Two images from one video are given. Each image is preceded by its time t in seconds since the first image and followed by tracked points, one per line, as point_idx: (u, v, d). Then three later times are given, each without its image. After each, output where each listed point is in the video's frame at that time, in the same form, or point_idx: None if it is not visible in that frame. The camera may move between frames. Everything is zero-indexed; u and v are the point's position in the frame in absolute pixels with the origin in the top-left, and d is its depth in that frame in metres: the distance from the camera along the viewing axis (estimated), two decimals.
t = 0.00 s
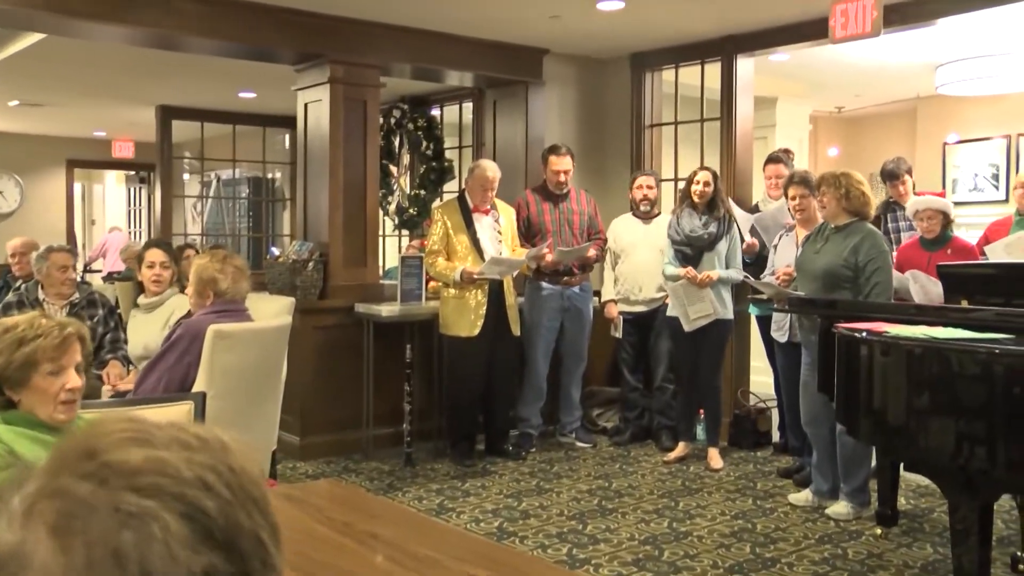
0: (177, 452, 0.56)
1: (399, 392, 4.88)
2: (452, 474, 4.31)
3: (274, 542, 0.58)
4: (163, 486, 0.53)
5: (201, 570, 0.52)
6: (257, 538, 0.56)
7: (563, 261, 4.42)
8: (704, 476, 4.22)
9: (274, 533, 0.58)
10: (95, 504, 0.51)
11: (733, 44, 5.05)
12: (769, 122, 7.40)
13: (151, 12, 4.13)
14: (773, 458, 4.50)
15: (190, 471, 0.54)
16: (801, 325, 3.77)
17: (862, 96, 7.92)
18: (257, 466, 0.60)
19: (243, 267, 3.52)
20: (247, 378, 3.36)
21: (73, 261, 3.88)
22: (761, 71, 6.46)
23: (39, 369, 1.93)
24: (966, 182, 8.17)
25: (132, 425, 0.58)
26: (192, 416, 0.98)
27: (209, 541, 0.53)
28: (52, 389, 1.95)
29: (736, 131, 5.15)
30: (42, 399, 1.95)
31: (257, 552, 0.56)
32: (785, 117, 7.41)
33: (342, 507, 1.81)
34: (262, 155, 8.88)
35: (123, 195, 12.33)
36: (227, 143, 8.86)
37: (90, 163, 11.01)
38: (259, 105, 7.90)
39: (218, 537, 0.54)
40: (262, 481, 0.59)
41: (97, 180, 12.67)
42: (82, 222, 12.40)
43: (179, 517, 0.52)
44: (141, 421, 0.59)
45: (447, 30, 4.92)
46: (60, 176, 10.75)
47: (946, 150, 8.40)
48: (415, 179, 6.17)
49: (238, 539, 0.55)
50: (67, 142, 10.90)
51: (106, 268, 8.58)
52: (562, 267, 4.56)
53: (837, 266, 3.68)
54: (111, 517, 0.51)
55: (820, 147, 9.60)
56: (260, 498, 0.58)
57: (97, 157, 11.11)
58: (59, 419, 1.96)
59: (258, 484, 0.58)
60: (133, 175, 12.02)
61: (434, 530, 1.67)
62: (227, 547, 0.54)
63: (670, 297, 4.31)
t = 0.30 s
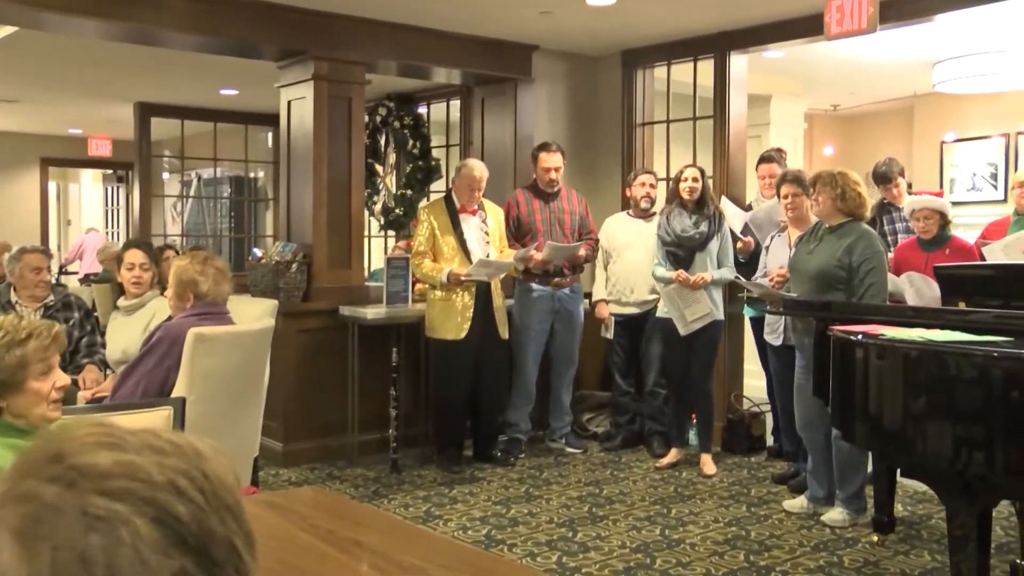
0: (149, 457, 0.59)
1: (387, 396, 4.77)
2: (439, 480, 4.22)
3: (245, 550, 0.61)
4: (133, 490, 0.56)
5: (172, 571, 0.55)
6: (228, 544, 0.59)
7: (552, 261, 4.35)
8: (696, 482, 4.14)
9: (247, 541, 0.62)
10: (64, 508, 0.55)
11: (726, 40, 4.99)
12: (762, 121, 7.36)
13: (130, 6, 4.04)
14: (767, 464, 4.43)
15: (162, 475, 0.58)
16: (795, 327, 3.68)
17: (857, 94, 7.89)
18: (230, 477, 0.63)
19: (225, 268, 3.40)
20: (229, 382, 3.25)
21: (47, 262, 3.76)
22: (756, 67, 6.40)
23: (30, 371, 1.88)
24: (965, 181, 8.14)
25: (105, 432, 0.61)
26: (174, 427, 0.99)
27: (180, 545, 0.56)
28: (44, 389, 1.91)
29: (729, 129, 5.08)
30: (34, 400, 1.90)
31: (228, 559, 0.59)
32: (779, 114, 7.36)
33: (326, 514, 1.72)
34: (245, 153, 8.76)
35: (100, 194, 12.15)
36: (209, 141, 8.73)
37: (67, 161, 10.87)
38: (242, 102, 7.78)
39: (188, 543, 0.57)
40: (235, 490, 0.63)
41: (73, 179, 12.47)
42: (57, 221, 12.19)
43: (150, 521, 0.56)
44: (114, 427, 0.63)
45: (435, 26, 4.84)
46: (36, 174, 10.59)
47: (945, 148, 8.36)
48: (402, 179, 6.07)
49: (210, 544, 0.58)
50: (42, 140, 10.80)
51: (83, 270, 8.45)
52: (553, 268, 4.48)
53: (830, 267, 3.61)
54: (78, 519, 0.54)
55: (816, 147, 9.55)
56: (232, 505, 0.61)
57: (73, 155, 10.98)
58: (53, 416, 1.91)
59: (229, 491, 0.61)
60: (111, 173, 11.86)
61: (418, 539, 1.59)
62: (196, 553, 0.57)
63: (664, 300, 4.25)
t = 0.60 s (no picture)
0: (103, 455, 0.50)
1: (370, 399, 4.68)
2: (423, 486, 4.13)
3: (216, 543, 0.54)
4: (95, 487, 0.48)
5: (143, 568, 0.48)
6: (193, 537, 0.52)
7: (538, 261, 4.26)
8: (685, 487, 4.08)
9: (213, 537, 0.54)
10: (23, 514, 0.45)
11: (715, 36, 4.93)
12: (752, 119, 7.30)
13: None
14: (757, 468, 4.37)
15: (122, 473, 0.49)
16: (784, 329, 3.61)
17: (848, 91, 7.86)
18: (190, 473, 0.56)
19: (202, 269, 3.31)
20: (207, 386, 3.15)
21: (17, 263, 3.64)
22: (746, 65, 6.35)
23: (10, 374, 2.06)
24: (958, 181, 8.16)
25: (50, 436, 0.51)
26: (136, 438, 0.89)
27: (149, 538, 0.49)
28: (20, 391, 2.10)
29: (719, 127, 5.02)
30: (10, 401, 2.08)
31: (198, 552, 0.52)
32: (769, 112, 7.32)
33: (304, 521, 1.63)
34: (223, 151, 8.64)
35: (73, 193, 11.95)
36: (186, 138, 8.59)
37: (41, 158, 10.68)
38: (222, 98, 7.65)
39: (156, 536, 0.49)
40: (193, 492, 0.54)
41: (45, 178, 12.26)
42: (28, 220, 11.98)
43: (118, 515, 0.48)
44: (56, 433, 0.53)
45: (419, 20, 4.76)
46: (8, 173, 10.40)
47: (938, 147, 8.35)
48: (385, 178, 6.02)
49: (178, 536, 0.51)
50: (15, 138, 10.61)
51: (54, 270, 8.32)
52: (540, 268, 4.41)
53: (820, 268, 3.55)
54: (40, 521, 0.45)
55: (806, 148, 9.53)
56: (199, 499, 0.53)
57: (46, 152, 10.79)
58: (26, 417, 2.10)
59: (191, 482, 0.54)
60: (82, 171, 11.70)
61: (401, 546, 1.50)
62: (171, 546, 0.50)
63: (652, 304, 4.16)
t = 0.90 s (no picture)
0: (111, 464, 0.52)
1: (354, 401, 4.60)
2: (408, 491, 4.05)
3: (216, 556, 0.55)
4: (98, 496, 0.49)
5: None
6: (196, 553, 0.53)
7: (524, 261, 4.17)
8: (675, 491, 4.02)
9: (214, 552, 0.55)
10: (26, 518, 0.47)
11: (705, 32, 4.88)
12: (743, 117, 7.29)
13: None
14: (748, 472, 4.32)
15: (129, 483, 0.51)
16: (775, 332, 3.55)
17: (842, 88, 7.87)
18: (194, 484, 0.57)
19: (183, 270, 3.22)
20: (189, 391, 3.05)
21: None
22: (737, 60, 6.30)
23: None
24: (952, 179, 8.15)
25: (59, 439, 0.53)
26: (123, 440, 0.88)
27: (149, 553, 0.50)
28: None
29: (709, 125, 4.97)
30: None
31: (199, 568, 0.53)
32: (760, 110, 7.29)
33: (287, 526, 1.56)
34: (203, 149, 8.52)
35: (47, 192, 11.76)
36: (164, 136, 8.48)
37: (17, 156, 10.52)
38: (204, 94, 7.54)
39: (156, 552, 0.51)
40: (197, 502, 0.55)
41: (19, 177, 12.07)
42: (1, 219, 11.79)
43: (118, 527, 0.49)
44: (70, 437, 0.55)
45: (404, 16, 4.69)
46: None
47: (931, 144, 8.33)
48: (369, 176, 6.00)
49: (179, 551, 0.52)
50: None
51: (27, 270, 8.19)
52: (527, 268, 4.34)
53: (812, 268, 3.50)
54: (43, 529, 0.47)
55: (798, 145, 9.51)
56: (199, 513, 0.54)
57: (20, 150, 10.62)
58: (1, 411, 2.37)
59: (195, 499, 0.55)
60: (57, 169, 11.55)
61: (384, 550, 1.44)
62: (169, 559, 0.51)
63: (638, 305, 4.12)
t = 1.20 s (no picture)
0: (100, 475, 0.50)
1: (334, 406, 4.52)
2: (391, 498, 3.96)
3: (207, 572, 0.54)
4: (86, 510, 0.47)
5: None
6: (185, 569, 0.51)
7: (510, 260, 4.11)
8: (663, 497, 3.95)
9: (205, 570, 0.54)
10: (8, 532, 0.45)
11: (693, 29, 4.83)
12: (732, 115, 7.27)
13: None
14: (736, 477, 4.26)
15: (117, 497, 0.49)
16: (764, 334, 3.48)
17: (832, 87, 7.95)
18: (181, 494, 0.55)
19: (158, 270, 3.11)
20: (162, 395, 2.95)
21: None
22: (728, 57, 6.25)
23: None
24: (943, 179, 8.14)
25: (45, 445, 0.51)
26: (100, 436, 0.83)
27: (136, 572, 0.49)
28: None
29: (697, 122, 4.91)
30: None
31: None
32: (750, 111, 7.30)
33: (267, 535, 1.47)
34: (180, 147, 8.39)
35: (17, 192, 11.57)
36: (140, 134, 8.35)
37: None
38: (182, 91, 7.43)
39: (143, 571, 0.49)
40: (185, 512, 0.54)
41: None
42: None
43: (105, 545, 0.47)
44: (57, 442, 0.53)
45: (387, 12, 4.61)
46: None
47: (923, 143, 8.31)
48: (349, 175, 5.85)
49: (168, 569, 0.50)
50: None
51: None
52: (514, 269, 4.27)
53: (801, 269, 3.44)
54: (26, 546, 0.45)
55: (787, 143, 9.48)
56: (186, 526, 0.53)
57: None
58: None
59: (182, 513, 0.53)
60: (26, 167, 11.35)
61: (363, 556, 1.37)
62: None
63: (623, 306, 4.07)
